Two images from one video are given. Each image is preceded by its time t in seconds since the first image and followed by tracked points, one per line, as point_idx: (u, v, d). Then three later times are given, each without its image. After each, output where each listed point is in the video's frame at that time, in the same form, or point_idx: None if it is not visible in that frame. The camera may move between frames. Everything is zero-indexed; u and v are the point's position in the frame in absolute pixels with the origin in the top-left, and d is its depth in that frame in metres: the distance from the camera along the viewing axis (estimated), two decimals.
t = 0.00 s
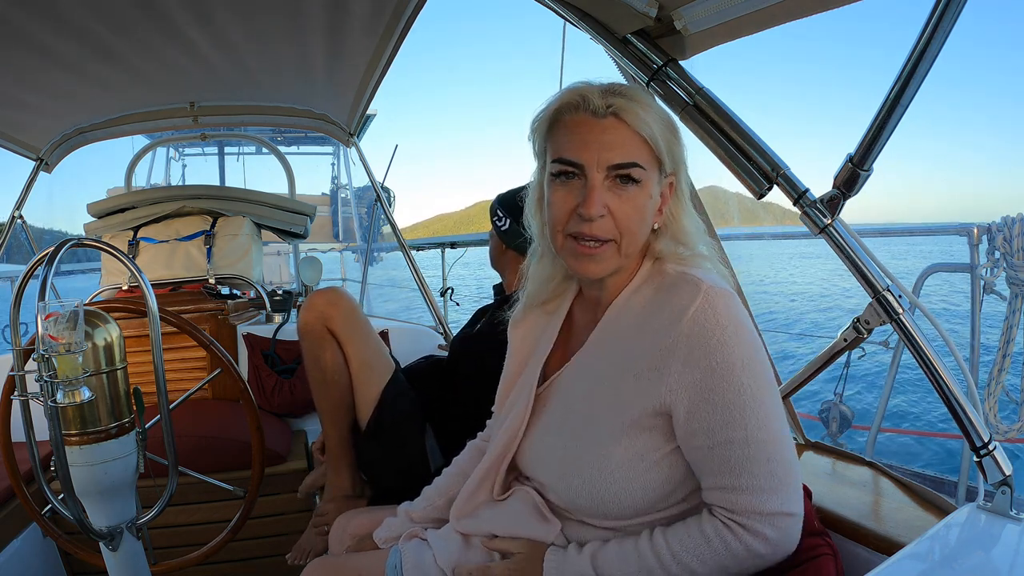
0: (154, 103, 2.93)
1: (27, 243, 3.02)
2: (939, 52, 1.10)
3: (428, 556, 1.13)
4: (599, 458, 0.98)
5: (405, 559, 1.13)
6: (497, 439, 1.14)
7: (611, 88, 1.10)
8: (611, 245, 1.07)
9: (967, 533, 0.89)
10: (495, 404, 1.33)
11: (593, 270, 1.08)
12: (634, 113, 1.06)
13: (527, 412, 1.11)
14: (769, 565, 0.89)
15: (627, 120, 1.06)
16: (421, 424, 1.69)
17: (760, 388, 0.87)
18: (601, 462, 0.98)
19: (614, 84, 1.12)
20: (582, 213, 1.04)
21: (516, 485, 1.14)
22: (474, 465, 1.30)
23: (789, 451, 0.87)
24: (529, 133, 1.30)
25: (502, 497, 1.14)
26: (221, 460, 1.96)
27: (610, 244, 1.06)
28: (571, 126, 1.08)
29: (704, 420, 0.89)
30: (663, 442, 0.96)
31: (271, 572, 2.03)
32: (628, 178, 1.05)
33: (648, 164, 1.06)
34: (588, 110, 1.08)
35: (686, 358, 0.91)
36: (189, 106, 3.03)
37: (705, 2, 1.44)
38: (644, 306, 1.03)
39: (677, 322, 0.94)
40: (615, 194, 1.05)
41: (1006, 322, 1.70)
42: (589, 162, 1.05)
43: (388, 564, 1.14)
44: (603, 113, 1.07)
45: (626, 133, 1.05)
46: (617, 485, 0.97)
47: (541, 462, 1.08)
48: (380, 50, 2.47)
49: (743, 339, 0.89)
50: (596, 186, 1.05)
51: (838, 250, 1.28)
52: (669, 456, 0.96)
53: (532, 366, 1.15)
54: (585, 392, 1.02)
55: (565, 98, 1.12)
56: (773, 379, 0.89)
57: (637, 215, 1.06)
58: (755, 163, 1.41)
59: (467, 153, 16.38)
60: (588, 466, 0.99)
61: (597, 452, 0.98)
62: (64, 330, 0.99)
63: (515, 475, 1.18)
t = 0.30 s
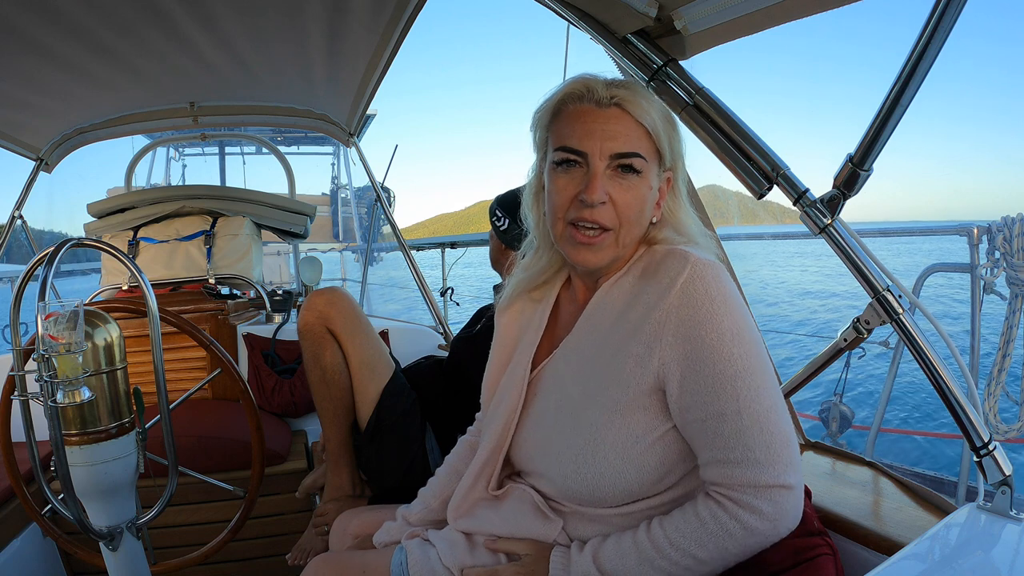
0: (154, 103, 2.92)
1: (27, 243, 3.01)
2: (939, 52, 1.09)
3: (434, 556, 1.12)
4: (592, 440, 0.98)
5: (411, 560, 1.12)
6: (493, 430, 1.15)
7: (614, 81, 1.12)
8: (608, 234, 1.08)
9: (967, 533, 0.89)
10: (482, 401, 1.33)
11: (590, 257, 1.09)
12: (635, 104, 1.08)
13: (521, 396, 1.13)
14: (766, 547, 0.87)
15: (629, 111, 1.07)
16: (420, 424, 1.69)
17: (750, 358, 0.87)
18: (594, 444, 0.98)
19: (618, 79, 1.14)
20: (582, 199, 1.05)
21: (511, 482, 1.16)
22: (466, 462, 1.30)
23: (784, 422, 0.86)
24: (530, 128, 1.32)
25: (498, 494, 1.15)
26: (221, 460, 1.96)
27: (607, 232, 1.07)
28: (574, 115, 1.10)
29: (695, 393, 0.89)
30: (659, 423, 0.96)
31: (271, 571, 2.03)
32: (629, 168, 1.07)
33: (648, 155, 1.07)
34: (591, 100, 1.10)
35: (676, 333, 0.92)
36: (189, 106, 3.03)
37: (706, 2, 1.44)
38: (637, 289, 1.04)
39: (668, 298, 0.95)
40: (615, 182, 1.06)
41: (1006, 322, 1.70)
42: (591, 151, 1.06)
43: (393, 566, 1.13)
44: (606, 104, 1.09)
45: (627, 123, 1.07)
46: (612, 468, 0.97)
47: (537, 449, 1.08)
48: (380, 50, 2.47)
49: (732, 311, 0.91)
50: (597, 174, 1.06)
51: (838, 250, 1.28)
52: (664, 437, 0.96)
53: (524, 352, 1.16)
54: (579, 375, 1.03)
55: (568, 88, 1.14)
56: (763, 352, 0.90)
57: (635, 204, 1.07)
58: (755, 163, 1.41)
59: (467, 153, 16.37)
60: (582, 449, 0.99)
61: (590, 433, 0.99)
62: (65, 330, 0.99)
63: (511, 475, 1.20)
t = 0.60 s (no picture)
0: (154, 103, 2.92)
1: (27, 243, 3.01)
2: (939, 52, 1.09)
3: (439, 553, 1.11)
4: (586, 424, 0.99)
5: (418, 559, 1.11)
6: (485, 421, 1.15)
7: (609, 78, 1.12)
8: (601, 228, 1.09)
9: (967, 533, 0.89)
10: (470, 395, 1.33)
11: (584, 251, 1.10)
12: (631, 101, 1.08)
13: (512, 386, 1.14)
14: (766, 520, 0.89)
15: (625, 109, 1.08)
16: (420, 424, 1.69)
17: (743, 336, 0.90)
18: (589, 429, 0.99)
19: (613, 76, 1.15)
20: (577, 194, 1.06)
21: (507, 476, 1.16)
22: (457, 456, 1.29)
23: (778, 398, 0.88)
24: (523, 121, 1.32)
25: (495, 487, 1.14)
26: (221, 460, 1.96)
27: (601, 227, 1.09)
28: (569, 111, 1.10)
29: (691, 372, 0.91)
30: (652, 405, 0.98)
31: (272, 571, 2.03)
32: (623, 164, 1.07)
33: (642, 152, 1.09)
34: (586, 97, 1.10)
35: (669, 316, 0.94)
36: (189, 106, 3.03)
37: (706, 2, 1.44)
38: (627, 279, 1.06)
39: (662, 284, 0.97)
40: (610, 177, 1.07)
41: (1006, 322, 1.69)
42: (586, 147, 1.07)
43: (398, 566, 1.12)
44: (601, 102, 1.09)
45: (623, 121, 1.08)
46: (608, 452, 0.98)
47: (529, 437, 1.09)
48: (380, 50, 2.47)
49: (723, 292, 0.93)
50: (592, 171, 1.07)
51: (838, 250, 1.28)
52: (658, 418, 0.98)
53: (513, 343, 1.17)
54: (570, 361, 1.04)
55: (563, 84, 1.14)
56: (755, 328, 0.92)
57: (628, 201, 1.09)
58: (755, 163, 1.41)
59: (467, 153, 16.35)
60: (576, 433, 1.00)
61: (584, 418, 0.99)
62: (64, 330, 0.99)
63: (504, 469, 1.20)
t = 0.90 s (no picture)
0: (153, 103, 2.92)
1: (27, 243, 3.01)
2: (939, 52, 1.08)
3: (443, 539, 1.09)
4: (579, 418, 1.00)
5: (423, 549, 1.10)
6: (472, 416, 1.15)
7: (601, 83, 1.10)
8: (594, 234, 1.10)
9: (967, 533, 0.89)
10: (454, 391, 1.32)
11: (576, 255, 1.11)
12: (624, 109, 1.07)
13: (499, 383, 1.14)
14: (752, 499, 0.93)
15: (617, 117, 1.07)
16: (420, 424, 1.70)
17: (731, 330, 0.94)
18: (583, 422, 1.00)
19: (603, 79, 1.13)
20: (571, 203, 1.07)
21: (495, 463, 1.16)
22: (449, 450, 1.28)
23: (764, 385, 0.93)
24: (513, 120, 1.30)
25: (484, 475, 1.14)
26: (221, 460, 1.96)
27: (593, 233, 1.10)
28: (562, 119, 1.09)
29: (685, 366, 0.94)
30: (642, 398, 1.00)
31: (272, 571, 2.03)
32: (615, 173, 1.08)
33: (634, 159, 1.09)
34: (579, 105, 1.09)
35: (661, 313, 0.97)
36: (189, 106, 3.03)
37: (706, 2, 1.44)
38: (613, 281, 1.07)
39: (652, 284, 0.99)
40: (603, 185, 1.08)
41: (1006, 321, 1.69)
42: (580, 157, 1.07)
43: (406, 557, 1.12)
44: (594, 110, 1.08)
45: (616, 129, 1.07)
46: (601, 442, 1.00)
47: (518, 433, 1.09)
48: (380, 50, 2.47)
49: (711, 289, 0.97)
50: (586, 180, 1.07)
51: (839, 250, 1.28)
52: (648, 408, 1.01)
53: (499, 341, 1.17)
54: (559, 358, 1.05)
55: (556, 91, 1.12)
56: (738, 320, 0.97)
57: (620, 208, 1.09)
58: (755, 163, 1.40)
59: (467, 153, 16.46)
60: (569, 428, 1.01)
61: (577, 412, 1.01)
62: (64, 330, 0.99)
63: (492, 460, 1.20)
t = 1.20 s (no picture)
0: (153, 103, 2.92)
1: (27, 244, 3.02)
2: (939, 53, 1.08)
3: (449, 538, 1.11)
4: (583, 420, 1.01)
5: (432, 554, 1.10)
6: (475, 419, 1.14)
7: (599, 84, 1.10)
8: (597, 239, 1.10)
9: (967, 533, 0.89)
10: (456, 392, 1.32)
11: (578, 260, 1.11)
12: (624, 112, 1.07)
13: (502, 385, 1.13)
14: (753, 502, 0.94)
15: (617, 120, 1.07)
16: (419, 424, 1.70)
17: (734, 330, 0.93)
18: (586, 424, 1.00)
19: (601, 79, 1.12)
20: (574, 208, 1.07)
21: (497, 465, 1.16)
22: (450, 453, 1.29)
23: (766, 387, 0.93)
24: (509, 123, 1.30)
25: (485, 476, 1.14)
26: (221, 460, 1.96)
27: (596, 237, 1.10)
28: (561, 124, 1.09)
29: (687, 367, 0.94)
30: (647, 399, 1.00)
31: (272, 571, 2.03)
32: (617, 176, 1.08)
33: (635, 161, 1.09)
34: (578, 109, 1.08)
35: (664, 314, 0.97)
36: (189, 106, 3.03)
37: (706, 2, 1.44)
38: (617, 283, 1.07)
39: (656, 285, 0.99)
40: (606, 190, 1.08)
41: (1005, 321, 1.69)
42: (580, 162, 1.07)
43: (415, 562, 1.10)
44: (594, 114, 1.08)
45: (616, 132, 1.07)
46: (604, 442, 1.00)
47: (522, 435, 1.09)
48: (380, 50, 2.47)
49: (713, 290, 0.97)
50: (587, 186, 1.07)
51: (838, 250, 1.28)
52: (653, 409, 1.01)
53: (502, 343, 1.17)
54: (564, 361, 1.05)
55: (554, 95, 1.11)
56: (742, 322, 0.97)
57: (622, 210, 1.09)
58: (755, 163, 1.40)
59: (467, 153, 16.43)
60: (573, 429, 1.01)
61: (580, 415, 1.01)
62: (64, 330, 0.99)
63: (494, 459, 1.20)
